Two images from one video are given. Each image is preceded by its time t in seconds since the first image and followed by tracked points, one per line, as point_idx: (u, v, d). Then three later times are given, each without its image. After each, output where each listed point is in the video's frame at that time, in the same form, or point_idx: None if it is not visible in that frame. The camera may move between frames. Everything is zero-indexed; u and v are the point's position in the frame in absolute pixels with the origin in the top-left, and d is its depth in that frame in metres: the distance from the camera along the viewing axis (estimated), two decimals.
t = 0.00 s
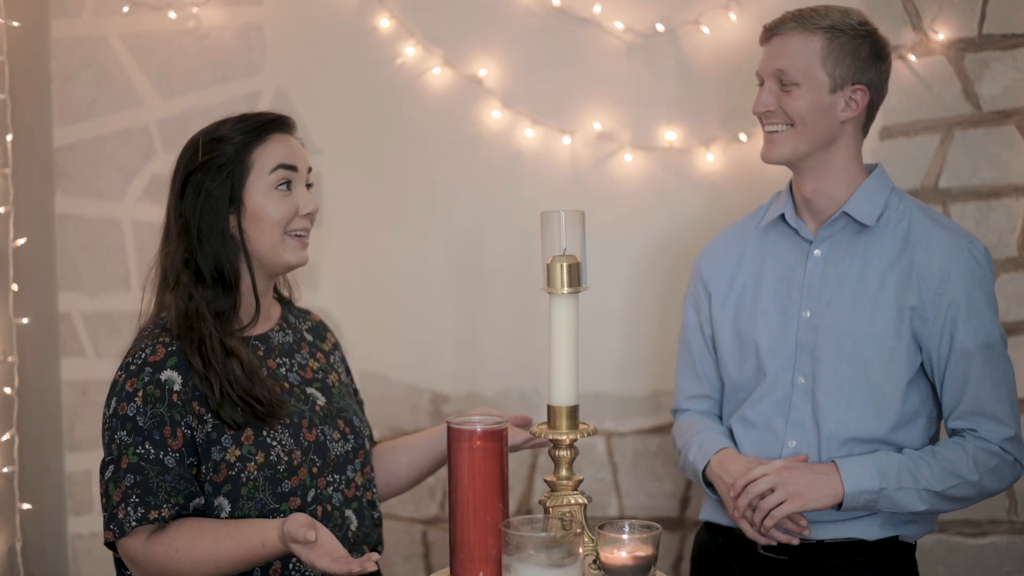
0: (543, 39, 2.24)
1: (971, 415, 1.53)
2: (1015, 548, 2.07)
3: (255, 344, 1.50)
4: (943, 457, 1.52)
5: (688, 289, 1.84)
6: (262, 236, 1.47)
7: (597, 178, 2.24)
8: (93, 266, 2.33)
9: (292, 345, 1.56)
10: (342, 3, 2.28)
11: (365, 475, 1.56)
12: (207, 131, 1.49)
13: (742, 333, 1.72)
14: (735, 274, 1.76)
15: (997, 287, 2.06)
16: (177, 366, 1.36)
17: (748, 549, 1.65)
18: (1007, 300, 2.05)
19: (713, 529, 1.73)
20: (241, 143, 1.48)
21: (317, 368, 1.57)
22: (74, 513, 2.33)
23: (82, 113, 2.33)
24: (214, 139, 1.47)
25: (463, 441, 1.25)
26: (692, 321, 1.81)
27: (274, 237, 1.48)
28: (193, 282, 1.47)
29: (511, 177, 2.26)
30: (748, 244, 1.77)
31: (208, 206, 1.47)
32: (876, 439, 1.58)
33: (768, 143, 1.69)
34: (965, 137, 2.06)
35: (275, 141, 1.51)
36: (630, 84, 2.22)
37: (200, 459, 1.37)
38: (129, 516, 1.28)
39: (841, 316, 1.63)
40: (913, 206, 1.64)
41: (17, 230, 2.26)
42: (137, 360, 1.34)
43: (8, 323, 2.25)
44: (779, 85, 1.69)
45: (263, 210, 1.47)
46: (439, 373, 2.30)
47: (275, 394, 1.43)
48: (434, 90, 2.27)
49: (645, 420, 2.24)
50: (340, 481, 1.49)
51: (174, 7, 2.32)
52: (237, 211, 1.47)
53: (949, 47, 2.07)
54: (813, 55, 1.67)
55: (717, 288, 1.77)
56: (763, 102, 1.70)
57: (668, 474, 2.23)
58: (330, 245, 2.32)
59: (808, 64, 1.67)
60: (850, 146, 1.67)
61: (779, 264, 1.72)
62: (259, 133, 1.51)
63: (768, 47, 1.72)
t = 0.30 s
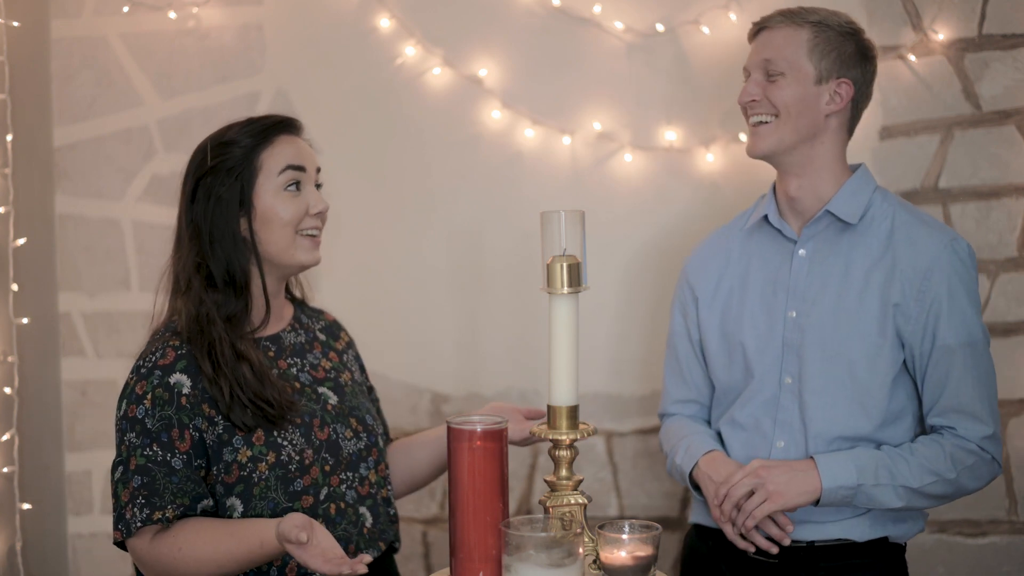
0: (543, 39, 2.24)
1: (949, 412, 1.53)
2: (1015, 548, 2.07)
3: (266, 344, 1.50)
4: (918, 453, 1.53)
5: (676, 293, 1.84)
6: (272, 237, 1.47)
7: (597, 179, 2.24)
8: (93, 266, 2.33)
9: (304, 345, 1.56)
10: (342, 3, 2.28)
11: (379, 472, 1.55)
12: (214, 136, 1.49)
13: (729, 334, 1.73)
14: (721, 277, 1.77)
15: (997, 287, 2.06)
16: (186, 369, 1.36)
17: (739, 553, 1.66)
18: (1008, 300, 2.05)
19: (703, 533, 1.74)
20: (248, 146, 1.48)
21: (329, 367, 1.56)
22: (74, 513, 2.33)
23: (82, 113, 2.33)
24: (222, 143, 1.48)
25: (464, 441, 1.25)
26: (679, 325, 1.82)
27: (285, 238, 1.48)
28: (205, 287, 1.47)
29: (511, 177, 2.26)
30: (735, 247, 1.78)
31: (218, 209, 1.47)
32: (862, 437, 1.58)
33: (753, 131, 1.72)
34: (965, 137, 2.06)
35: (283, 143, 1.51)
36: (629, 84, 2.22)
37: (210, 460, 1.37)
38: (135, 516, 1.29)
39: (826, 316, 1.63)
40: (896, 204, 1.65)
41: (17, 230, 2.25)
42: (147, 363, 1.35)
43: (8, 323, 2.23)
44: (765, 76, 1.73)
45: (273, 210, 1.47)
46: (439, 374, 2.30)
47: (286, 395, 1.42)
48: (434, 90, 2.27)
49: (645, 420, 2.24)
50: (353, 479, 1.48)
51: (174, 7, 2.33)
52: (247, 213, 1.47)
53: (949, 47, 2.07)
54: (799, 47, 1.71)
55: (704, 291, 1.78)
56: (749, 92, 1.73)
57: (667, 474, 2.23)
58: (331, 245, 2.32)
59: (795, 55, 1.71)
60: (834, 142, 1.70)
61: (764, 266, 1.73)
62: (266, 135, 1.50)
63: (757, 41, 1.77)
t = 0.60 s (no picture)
0: (543, 39, 2.24)
1: (937, 410, 1.54)
2: (1015, 548, 2.07)
3: (270, 343, 1.51)
4: (910, 452, 1.52)
5: (660, 293, 1.84)
6: (272, 241, 1.47)
7: (597, 179, 2.24)
8: (93, 266, 2.33)
9: (310, 343, 1.55)
10: (342, 3, 2.28)
11: (383, 471, 1.53)
12: (211, 144, 1.49)
13: (714, 334, 1.73)
14: (706, 277, 1.77)
15: (997, 287, 2.06)
16: (187, 372, 1.36)
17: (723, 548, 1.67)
18: (1008, 300, 2.05)
19: (688, 531, 1.75)
20: (246, 151, 1.48)
21: (335, 365, 1.55)
22: (74, 513, 2.33)
23: (82, 113, 2.33)
24: (219, 149, 1.47)
25: (464, 441, 1.25)
26: (664, 325, 1.81)
27: (285, 240, 1.47)
28: (207, 293, 1.47)
29: (511, 177, 2.26)
30: (720, 247, 1.78)
31: (217, 216, 1.47)
32: (848, 435, 1.58)
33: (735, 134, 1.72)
34: (965, 137, 2.06)
35: (280, 146, 1.50)
36: (629, 84, 2.22)
37: (212, 462, 1.38)
38: (137, 518, 1.30)
39: (813, 315, 1.63)
40: (881, 203, 1.65)
41: (17, 230, 2.26)
42: (149, 367, 1.35)
43: (7, 323, 2.24)
44: (746, 77, 1.73)
45: (272, 213, 1.47)
46: (440, 374, 2.30)
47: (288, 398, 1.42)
48: (434, 90, 2.27)
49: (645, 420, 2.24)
50: (356, 478, 1.47)
51: (174, 7, 2.32)
52: (246, 218, 1.47)
53: (949, 47, 2.07)
54: (778, 48, 1.71)
55: (689, 290, 1.78)
56: (730, 94, 1.73)
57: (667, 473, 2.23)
58: (332, 246, 2.32)
59: (775, 56, 1.71)
60: (816, 141, 1.69)
61: (750, 266, 1.73)
62: (263, 139, 1.50)
63: (737, 44, 1.77)
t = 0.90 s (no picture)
0: (543, 39, 2.24)
1: (918, 408, 1.55)
2: (1015, 548, 2.07)
3: (260, 341, 1.50)
4: (891, 451, 1.53)
5: (640, 292, 1.85)
6: (264, 240, 1.47)
7: (596, 179, 2.24)
8: (93, 266, 2.33)
9: (300, 342, 1.55)
10: (342, 3, 2.28)
11: (371, 471, 1.54)
12: (209, 139, 1.49)
13: (695, 332, 1.73)
14: (687, 275, 1.77)
15: (998, 287, 2.06)
16: (174, 367, 1.37)
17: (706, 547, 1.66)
18: (1008, 300, 2.05)
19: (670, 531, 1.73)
20: (243, 149, 1.48)
21: (326, 365, 1.55)
22: (74, 513, 2.33)
23: (82, 113, 2.33)
24: (218, 145, 1.48)
25: (464, 441, 1.25)
26: (644, 324, 1.82)
27: (277, 240, 1.47)
28: (196, 287, 1.47)
29: (511, 177, 2.26)
30: (701, 246, 1.78)
31: (210, 210, 1.47)
32: (830, 433, 1.58)
33: (717, 141, 1.72)
34: (965, 137, 2.06)
35: (278, 146, 1.51)
36: (628, 84, 2.22)
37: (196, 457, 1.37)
38: (119, 511, 1.30)
39: (795, 314, 1.63)
40: (863, 204, 1.66)
41: (17, 230, 2.26)
42: (136, 361, 1.36)
43: (7, 323, 2.24)
44: (725, 83, 1.73)
45: (265, 213, 1.47)
46: (439, 374, 2.30)
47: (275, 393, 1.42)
48: (434, 90, 2.27)
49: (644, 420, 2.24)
50: (344, 477, 1.47)
51: (174, 7, 2.32)
52: (239, 216, 1.47)
53: (949, 47, 2.07)
54: (756, 53, 1.72)
55: (670, 289, 1.78)
56: (711, 101, 1.74)
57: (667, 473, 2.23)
58: (330, 245, 2.32)
59: (753, 61, 1.71)
60: (797, 144, 1.71)
61: (731, 265, 1.73)
62: (261, 138, 1.50)
63: (714, 50, 1.78)
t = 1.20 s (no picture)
0: (543, 39, 2.24)
1: (908, 404, 1.55)
2: (1015, 548, 2.07)
3: (250, 342, 1.51)
4: (882, 446, 1.53)
5: (626, 294, 1.84)
6: (245, 242, 1.45)
7: (596, 178, 2.24)
8: (93, 266, 2.33)
9: (291, 343, 1.56)
10: (342, 3, 2.28)
11: (361, 474, 1.53)
12: (204, 135, 1.49)
13: (685, 333, 1.72)
14: (675, 275, 1.77)
15: (998, 287, 2.06)
16: (162, 364, 1.35)
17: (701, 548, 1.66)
18: (1008, 300, 2.05)
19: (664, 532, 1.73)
20: (236, 148, 1.47)
21: (316, 367, 1.56)
22: (74, 513, 2.33)
23: (82, 112, 2.33)
24: (212, 142, 1.47)
25: (464, 441, 1.25)
26: (630, 326, 1.81)
27: (257, 244, 1.45)
28: (179, 283, 1.47)
29: (511, 177, 2.26)
30: (688, 248, 1.78)
31: (194, 208, 1.46)
32: (822, 430, 1.58)
33: (706, 140, 1.72)
34: (965, 137, 2.06)
35: (269, 150, 1.49)
36: (628, 84, 2.22)
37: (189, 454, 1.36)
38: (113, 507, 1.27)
39: (787, 312, 1.64)
40: (850, 203, 1.67)
41: (17, 230, 2.25)
42: (124, 360, 1.35)
43: (8, 323, 2.24)
44: (714, 83, 1.73)
45: (248, 216, 1.45)
46: (439, 374, 2.30)
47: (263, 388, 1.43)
48: (433, 90, 2.27)
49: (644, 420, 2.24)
50: (333, 480, 1.47)
51: (174, 7, 2.32)
52: (221, 216, 1.47)
53: (949, 47, 2.07)
54: (744, 52, 1.72)
55: (658, 290, 1.77)
56: (700, 100, 1.73)
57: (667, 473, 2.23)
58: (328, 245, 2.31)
59: (742, 60, 1.72)
60: (785, 142, 1.71)
61: (719, 265, 1.73)
62: (255, 139, 1.49)
63: (701, 50, 1.78)
